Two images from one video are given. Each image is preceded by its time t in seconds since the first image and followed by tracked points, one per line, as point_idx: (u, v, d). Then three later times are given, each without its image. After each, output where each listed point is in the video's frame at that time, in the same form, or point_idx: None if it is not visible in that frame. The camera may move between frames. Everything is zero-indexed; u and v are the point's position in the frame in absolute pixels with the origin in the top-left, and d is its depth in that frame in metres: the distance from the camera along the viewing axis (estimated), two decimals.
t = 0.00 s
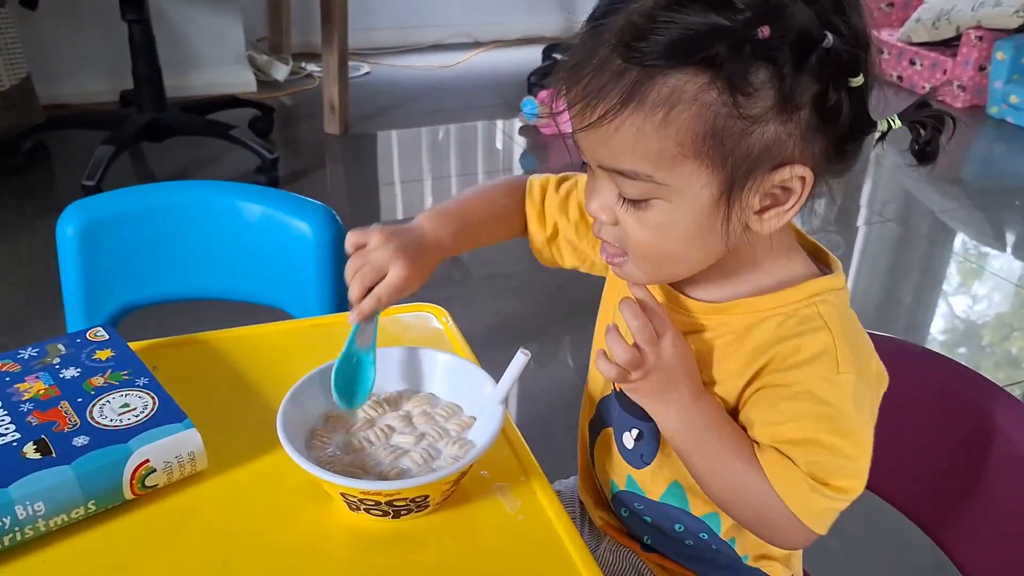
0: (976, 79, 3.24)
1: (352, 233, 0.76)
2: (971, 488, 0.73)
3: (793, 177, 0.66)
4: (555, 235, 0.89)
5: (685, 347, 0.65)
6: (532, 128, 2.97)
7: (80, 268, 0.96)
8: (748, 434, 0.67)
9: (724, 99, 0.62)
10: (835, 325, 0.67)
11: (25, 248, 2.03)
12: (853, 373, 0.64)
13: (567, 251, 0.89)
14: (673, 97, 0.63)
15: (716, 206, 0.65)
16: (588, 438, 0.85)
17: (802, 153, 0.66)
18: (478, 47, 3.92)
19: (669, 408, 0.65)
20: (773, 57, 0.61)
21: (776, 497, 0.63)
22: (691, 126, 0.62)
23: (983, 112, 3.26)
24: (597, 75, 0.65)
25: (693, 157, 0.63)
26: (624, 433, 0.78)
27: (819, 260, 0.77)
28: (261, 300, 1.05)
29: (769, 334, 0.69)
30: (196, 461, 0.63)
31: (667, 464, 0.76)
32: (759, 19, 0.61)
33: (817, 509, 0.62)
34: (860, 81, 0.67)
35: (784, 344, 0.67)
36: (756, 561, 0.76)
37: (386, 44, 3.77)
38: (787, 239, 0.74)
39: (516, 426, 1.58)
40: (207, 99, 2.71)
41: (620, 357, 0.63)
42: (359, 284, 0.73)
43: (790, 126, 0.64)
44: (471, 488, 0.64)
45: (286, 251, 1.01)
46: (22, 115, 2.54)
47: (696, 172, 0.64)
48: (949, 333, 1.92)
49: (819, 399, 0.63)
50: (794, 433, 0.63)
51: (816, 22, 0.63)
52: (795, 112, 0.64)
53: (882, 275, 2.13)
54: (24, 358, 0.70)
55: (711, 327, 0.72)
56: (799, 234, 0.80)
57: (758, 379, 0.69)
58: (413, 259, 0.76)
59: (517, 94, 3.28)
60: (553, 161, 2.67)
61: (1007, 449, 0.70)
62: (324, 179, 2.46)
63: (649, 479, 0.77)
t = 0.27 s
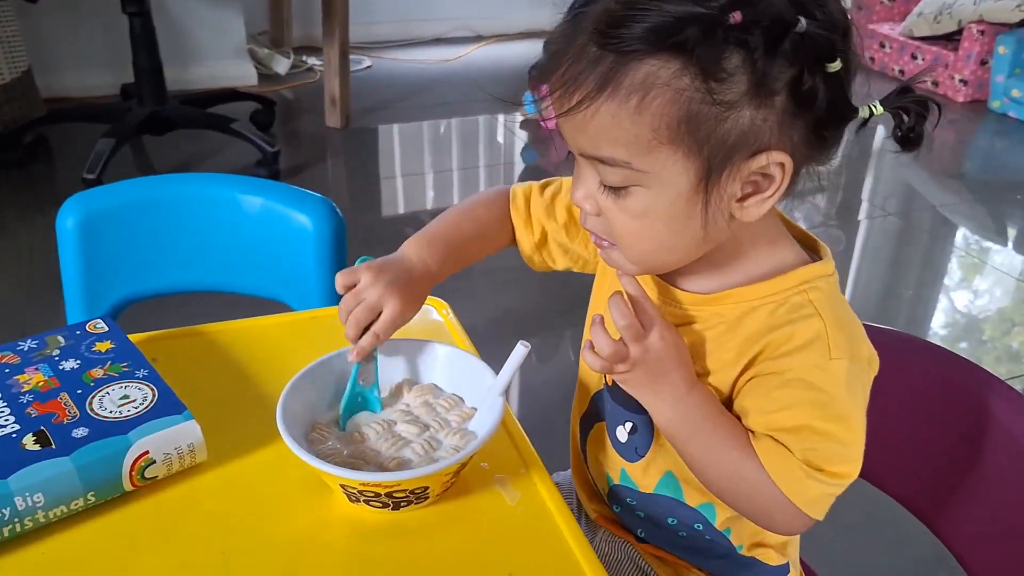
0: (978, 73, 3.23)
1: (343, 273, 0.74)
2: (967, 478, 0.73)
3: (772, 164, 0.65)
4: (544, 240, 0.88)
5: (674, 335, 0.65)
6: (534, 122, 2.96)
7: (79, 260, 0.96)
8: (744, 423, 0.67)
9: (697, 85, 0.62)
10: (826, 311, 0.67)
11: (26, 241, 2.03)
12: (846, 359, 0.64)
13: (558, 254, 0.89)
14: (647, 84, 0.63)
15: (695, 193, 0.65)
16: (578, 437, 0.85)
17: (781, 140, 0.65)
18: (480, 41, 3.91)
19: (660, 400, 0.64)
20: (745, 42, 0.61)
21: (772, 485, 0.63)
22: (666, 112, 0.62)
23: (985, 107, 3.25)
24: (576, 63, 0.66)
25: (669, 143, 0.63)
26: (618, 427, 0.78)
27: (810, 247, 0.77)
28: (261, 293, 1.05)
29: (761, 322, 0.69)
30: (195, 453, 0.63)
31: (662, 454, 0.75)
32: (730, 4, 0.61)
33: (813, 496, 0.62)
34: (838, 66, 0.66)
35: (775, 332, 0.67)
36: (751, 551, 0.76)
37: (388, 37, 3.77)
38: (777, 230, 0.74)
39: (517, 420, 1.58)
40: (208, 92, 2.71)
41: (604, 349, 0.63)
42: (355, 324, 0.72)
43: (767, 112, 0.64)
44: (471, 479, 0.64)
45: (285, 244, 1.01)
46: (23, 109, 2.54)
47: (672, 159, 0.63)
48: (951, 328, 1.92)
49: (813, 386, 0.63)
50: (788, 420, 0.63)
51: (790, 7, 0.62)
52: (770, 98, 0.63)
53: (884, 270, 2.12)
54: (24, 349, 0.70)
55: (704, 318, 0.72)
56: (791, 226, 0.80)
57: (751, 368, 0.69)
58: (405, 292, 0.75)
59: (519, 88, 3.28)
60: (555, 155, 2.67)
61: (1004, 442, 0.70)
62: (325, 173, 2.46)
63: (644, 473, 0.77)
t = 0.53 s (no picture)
0: (979, 68, 3.22)
1: (339, 277, 0.74)
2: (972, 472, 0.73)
3: (754, 154, 0.64)
4: (539, 242, 0.88)
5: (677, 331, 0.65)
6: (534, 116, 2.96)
7: (79, 254, 0.96)
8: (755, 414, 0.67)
9: (671, 78, 0.62)
10: (828, 295, 0.67)
11: (27, 235, 2.03)
12: (852, 342, 0.64)
13: (554, 256, 0.88)
14: (622, 79, 0.63)
15: (677, 186, 0.64)
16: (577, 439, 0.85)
17: (762, 130, 0.64)
18: (480, 35, 3.90)
19: (666, 397, 0.64)
20: (716, 32, 0.61)
21: (789, 475, 0.63)
22: (642, 106, 0.62)
23: (986, 101, 3.25)
24: (553, 64, 0.67)
25: (647, 137, 0.63)
26: (623, 425, 0.77)
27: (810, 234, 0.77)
28: (261, 286, 1.05)
29: (762, 313, 0.68)
30: (196, 446, 0.63)
31: (669, 450, 0.75)
32: None
33: (832, 481, 0.63)
34: (815, 52, 0.64)
35: (779, 319, 0.67)
36: (754, 549, 0.76)
37: (389, 32, 3.76)
38: (773, 222, 0.74)
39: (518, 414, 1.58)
40: (208, 86, 2.71)
41: (606, 349, 0.63)
42: (353, 323, 0.71)
43: (744, 101, 0.63)
44: (472, 472, 0.64)
45: (285, 238, 1.01)
46: (23, 103, 2.54)
47: (652, 153, 0.63)
48: (952, 322, 1.91)
49: (823, 373, 0.63)
50: (801, 408, 0.63)
51: None
52: (746, 87, 0.63)
53: (884, 264, 2.12)
54: (24, 343, 0.70)
55: (705, 311, 0.71)
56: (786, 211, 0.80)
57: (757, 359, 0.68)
58: (402, 290, 0.75)
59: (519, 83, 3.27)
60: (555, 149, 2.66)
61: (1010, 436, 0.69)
62: (326, 167, 2.46)
63: (650, 470, 0.77)
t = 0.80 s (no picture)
0: (979, 63, 3.22)
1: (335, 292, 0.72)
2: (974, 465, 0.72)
3: (757, 144, 0.64)
4: (539, 242, 0.87)
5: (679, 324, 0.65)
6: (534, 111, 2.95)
7: (80, 248, 0.96)
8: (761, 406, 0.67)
9: (675, 67, 0.62)
10: (832, 285, 0.67)
11: (27, 230, 2.03)
12: (859, 332, 0.64)
13: (554, 257, 0.88)
14: (626, 68, 0.63)
15: (681, 177, 0.65)
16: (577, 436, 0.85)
17: (765, 119, 0.64)
18: (480, 30, 3.90)
19: (670, 391, 0.64)
20: (719, 21, 0.61)
21: (797, 468, 0.63)
22: (646, 95, 0.62)
23: (986, 96, 3.24)
24: (556, 54, 0.66)
25: (651, 127, 0.63)
26: (628, 421, 0.77)
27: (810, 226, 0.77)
28: (261, 281, 1.05)
29: (768, 305, 0.69)
30: (196, 439, 0.63)
31: (674, 445, 0.75)
32: None
33: (841, 472, 0.62)
34: (817, 42, 0.64)
35: (785, 311, 0.67)
36: (758, 543, 0.77)
37: (389, 27, 3.76)
38: (774, 214, 0.74)
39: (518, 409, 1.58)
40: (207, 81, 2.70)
41: (610, 341, 0.63)
42: (353, 324, 0.69)
43: (747, 90, 0.63)
44: (473, 466, 0.64)
45: (285, 232, 1.01)
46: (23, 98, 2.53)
47: (656, 143, 0.63)
48: (951, 318, 1.91)
49: (830, 363, 0.63)
50: (809, 398, 0.63)
51: None
52: (749, 76, 0.62)
53: (884, 259, 2.12)
54: (24, 336, 0.70)
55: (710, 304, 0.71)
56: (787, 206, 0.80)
57: (762, 351, 0.68)
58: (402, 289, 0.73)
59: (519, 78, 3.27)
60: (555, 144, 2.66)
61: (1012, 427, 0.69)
62: (326, 162, 2.45)
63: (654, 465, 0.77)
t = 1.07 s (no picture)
0: (979, 60, 3.22)
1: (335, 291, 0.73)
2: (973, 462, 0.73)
3: (763, 139, 0.64)
4: (541, 239, 0.87)
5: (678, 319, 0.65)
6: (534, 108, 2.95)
7: (79, 244, 0.96)
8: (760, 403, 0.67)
9: (683, 60, 0.62)
10: (833, 281, 0.67)
11: (26, 226, 2.03)
12: (859, 329, 0.64)
13: (556, 254, 0.87)
14: (634, 61, 0.62)
15: (687, 170, 0.65)
16: (576, 433, 0.85)
17: (772, 114, 0.64)
18: (480, 26, 3.89)
19: (670, 387, 0.64)
20: (728, 15, 0.60)
21: (796, 465, 0.62)
22: (654, 89, 0.62)
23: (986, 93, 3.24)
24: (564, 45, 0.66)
25: (658, 120, 0.63)
26: (628, 416, 0.77)
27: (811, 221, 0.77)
28: (261, 276, 1.05)
29: (768, 301, 0.69)
30: (195, 435, 0.63)
31: (674, 441, 0.75)
32: None
33: (839, 469, 0.62)
34: (825, 38, 0.64)
35: (786, 308, 0.67)
36: (758, 539, 0.77)
37: (388, 23, 3.75)
38: (775, 210, 0.74)
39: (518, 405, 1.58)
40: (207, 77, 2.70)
41: (610, 338, 0.63)
42: (353, 318, 0.70)
43: (754, 85, 0.63)
44: (472, 461, 0.64)
45: (283, 227, 1.01)
46: (22, 94, 2.53)
47: (662, 137, 0.63)
48: (950, 315, 1.91)
49: (829, 360, 0.63)
50: (808, 394, 0.63)
51: None
52: (757, 71, 0.62)
53: (884, 256, 2.12)
54: (23, 332, 0.70)
55: (711, 301, 0.71)
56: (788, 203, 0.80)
57: (763, 349, 0.68)
58: (399, 281, 0.74)
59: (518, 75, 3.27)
60: (555, 141, 2.66)
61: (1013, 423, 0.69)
62: (326, 158, 2.45)
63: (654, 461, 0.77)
